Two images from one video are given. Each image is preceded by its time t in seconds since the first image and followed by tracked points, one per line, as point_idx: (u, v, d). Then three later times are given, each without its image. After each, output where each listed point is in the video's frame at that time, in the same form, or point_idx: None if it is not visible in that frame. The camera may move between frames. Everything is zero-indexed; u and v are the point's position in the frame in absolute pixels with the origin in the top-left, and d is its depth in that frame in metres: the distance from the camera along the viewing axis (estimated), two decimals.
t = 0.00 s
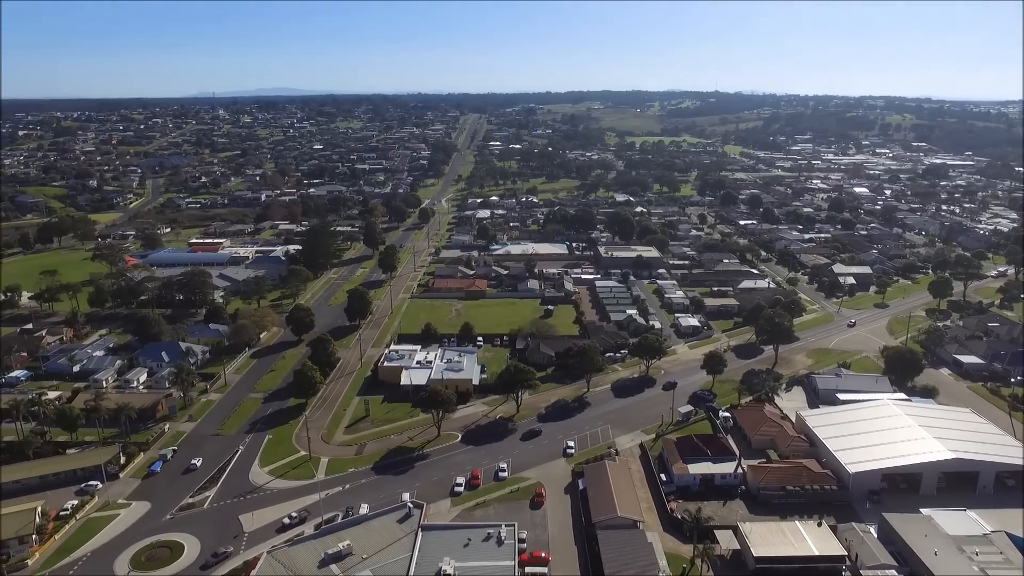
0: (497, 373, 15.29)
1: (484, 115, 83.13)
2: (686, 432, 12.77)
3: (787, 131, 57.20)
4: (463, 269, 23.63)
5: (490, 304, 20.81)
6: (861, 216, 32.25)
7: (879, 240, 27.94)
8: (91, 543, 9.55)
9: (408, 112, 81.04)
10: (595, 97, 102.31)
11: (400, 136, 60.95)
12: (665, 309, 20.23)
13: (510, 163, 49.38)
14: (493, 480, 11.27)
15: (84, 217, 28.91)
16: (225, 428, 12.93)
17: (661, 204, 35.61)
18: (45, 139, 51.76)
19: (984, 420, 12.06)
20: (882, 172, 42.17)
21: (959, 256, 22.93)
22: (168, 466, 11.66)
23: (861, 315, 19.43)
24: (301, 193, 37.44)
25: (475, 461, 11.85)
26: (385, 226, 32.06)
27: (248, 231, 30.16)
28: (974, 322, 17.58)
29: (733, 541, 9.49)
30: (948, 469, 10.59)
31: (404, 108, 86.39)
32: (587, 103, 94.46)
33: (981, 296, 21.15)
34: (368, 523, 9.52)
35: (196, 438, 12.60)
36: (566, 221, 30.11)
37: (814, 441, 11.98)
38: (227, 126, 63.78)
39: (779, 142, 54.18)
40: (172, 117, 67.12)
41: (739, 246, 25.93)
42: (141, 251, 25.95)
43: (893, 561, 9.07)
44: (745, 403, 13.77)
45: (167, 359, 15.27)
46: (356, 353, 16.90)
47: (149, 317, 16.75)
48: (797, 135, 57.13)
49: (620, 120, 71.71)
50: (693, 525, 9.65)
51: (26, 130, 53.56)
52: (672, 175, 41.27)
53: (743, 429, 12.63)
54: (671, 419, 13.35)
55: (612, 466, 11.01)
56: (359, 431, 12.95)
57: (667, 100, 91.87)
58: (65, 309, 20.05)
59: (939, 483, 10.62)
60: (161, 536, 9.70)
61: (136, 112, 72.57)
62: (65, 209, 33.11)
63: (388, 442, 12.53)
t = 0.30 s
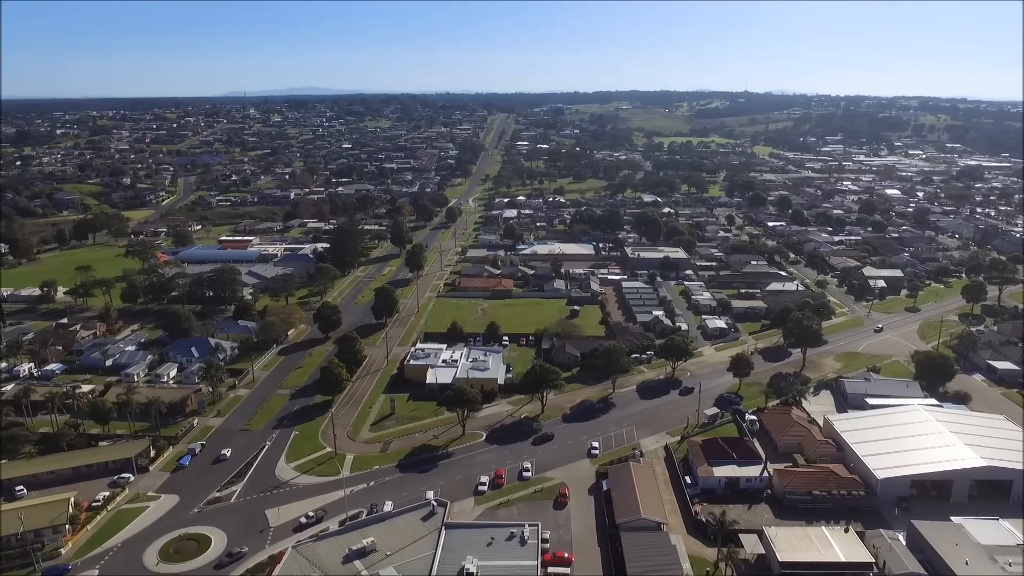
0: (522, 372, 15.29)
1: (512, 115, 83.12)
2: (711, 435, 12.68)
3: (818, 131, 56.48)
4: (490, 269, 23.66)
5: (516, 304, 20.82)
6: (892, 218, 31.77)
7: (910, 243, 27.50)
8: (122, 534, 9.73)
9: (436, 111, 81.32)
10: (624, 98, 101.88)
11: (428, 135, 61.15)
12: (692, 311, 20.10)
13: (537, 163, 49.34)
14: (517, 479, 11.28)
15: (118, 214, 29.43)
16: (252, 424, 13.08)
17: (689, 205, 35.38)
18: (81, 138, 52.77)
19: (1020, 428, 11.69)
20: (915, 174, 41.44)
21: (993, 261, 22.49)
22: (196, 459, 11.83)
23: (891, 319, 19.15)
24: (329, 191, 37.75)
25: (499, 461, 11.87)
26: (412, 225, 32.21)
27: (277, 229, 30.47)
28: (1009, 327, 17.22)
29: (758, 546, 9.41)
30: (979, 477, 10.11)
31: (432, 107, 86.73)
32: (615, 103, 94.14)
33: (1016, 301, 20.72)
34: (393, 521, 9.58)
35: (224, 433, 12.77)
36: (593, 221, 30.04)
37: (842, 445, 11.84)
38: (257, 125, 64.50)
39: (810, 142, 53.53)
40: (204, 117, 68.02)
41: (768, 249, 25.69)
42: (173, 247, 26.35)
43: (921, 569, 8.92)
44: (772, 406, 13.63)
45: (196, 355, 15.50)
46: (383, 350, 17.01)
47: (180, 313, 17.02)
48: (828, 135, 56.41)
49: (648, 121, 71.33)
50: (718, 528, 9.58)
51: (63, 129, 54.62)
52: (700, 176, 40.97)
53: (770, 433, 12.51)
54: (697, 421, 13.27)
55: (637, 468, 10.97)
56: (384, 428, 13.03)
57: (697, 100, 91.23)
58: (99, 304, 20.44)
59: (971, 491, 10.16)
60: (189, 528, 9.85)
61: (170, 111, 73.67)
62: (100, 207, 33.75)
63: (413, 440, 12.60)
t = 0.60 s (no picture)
0: (539, 374, 15.29)
1: (530, 116, 83.13)
2: (728, 438, 12.61)
3: (838, 132, 55.98)
4: (507, 271, 23.68)
5: (533, 305, 20.82)
6: (913, 222, 31.44)
7: (932, 246, 27.21)
8: (140, 531, 9.83)
9: (454, 113, 81.51)
10: (642, 100, 101.60)
11: (446, 137, 61.31)
12: (709, 314, 20.01)
13: (555, 165, 49.30)
14: (532, 481, 11.28)
15: (139, 214, 29.75)
16: (270, 423, 13.17)
17: (707, 208, 35.23)
18: (105, 138, 53.44)
19: None
20: (937, 177, 40.87)
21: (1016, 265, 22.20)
22: (214, 458, 11.92)
23: (912, 323, 18.95)
24: (347, 193, 37.95)
25: (515, 462, 11.88)
26: (429, 226, 32.30)
27: (296, 229, 30.66)
28: None
29: (774, 551, 9.35)
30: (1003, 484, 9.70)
31: (450, 109, 86.97)
32: (633, 105, 93.90)
33: None
34: (409, 521, 9.61)
35: (241, 432, 12.85)
36: (610, 223, 29.98)
37: (861, 450, 11.75)
38: (277, 126, 64.99)
39: (830, 144, 53.08)
40: (225, 118, 68.61)
41: (787, 252, 25.52)
42: (193, 247, 26.60)
43: None
44: (791, 410, 13.53)
45: (215, 355, 15.64)
46: (400, 351, 17.07)
47: (199, 312, 17.19)
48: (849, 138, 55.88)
49: (667, 123, 71.08)
50: (734, 532, 9.53)
51: (87, 130, 55.34)
52: (719, 178, 40.75)
53: (787, 437, 12.42)
54: (713, 425, 13.20)
55: (653, 471, 10.94)
56: (400, 428, 13.07)
57: (715, 103, 90.77)
58: (120, 303, 20.67)
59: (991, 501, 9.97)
60: (206, 526, 9.93)
61: (191, 112, 74.37)
62: (122, 207, 34.16)
63: (429, 441, 12.63)
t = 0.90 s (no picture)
0: (558, 377, 15.27)
1: (551, 119, 83.06)
2: (748, 444, 12.52)
3: (863, 135, 55.34)
4: (527, 273, 23.68)
5: (552, 308, 20.81)
6: (939, 226, 31.02)
7: (957, 251, 26.84)
8: (162, 528, 9.93)
9: (476, 116, 81.69)
10: (663, 103, 101.22)
11: (467, 140, 61.42)
12: (730, 318, 19.88)
13: (576, 168, 49.25)
14: (550, 484, 11.26)
15: (164, 215, 30.12)
16: (290, 423, 13.26)
17: (728, 211, 35.04)
18: (131, 140, 54.17)
19: None
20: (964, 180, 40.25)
21: None
22: (234, 457, 12.02)
23: (936, 329, 18.71)
24: (368, 195, 38.15)
25: (533, 465, 11.87)
26: (450, 229, 32.39)
27: (317, 231, 30.87)
28: None
29: (794, 558, 9.24)
30: None
31: (472, 112, 87.23)
32: (655, 108, 93.55)
33: None
34: (426, 523, 9.62)
35: (262, 432, 12.96)
36: (631, 227, 29.88)
37: (883, 457, 11.60)
38: (300, 129, 65.50)
39: (854, 147, 52.53)
40: (248, 120, 69.28)
41: (809, 256, 25.30)
42: (216, 248, 26.88)
43: None
44: (812, 416, 13.41)
45: (237, 355, 15.79)
46: (419, 353, 17.13)
47: (221, 312, 17.36)
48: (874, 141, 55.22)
49: (688, 126, 70.74)
50: (753, 539, 9.45)
51: (113, 132, 56.11)
52: (740, 182, 40.50)
53: (808, 443, 12.31)
54: (733, 430, 13.11)
55: (672, 475, 10.87)
56: (419, 430, 13.12)
57: (737, 106, 90.19)
58: (144, 302, 20.91)
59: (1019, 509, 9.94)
60: (227, 525, 10.01)
61: (215, 114, 75.17)
62: (147, 208, 34.60)
63: (448, 443, 12.65)
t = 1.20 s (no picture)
0: (575, 380, 15.25)
1: (570, 122, 83.04)
2: (766, 449, 12.43)
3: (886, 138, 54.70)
4: (545, 276, 23.67)
5: (570, 311, 20.79)
6: (962, 231, 30.62)
7: (981, 256, 26.48)
8: (182, 526, 10.03)
9: (495, 119, 81.78)
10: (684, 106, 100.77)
11: (485, 142, 61.53)
12: (748, 322, 19.77)
13: (594, 171, 49.19)
14: (567, 487, 11.25)
15: (186, 216, 30.44)
16: (309, 423, 13.34)
17: (748, 215, 34.85)
18: (154, 142, 54.79)
19: None
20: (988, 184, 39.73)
21: None
22: (253, 457, 12.11)
23: (959, 335, 18.47)
24: (388, 197, 38.32)
25: (550, 468, 11.86)
26: (468, 231, 32.46)
27: (337, 233, 31.06)
28: None
29: (813, 564, 9.15)
30: None
31: (491, 115, 87.35)
32: (674, 111, 93.16)
33: None
34: (443, 525, 9.63)
35: (281, 431, 13.05)
36: (650, 230, 29.78)
37: (904, 465, 11.47)
38: (320, 131, 65.91)
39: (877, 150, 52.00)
40: (269, 122, 69.83)
41: (829, 260, 25.09)
42: (236, 249, 27.12)
43: None
44: (831, 422, 13.30)
45: (256, 355, 15.93)
46: (437, 355, 17.18)
47: (241, 313, 17.51)
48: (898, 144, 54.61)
49: (708, 129, 70.40)
50: (772, 545, 9.37)
51: (137, 134, 56.79)
52: (760, 185, 40.25)
53: (827, 449, 12.21)
54: (752, 435, 13.03)
55: (689, 480, 10.82)
56: (437, 431, 13.15)
57: (758, 108, 89.55)
58: (165, 302, 21.14)
59: None
60: (246, 523, 10.08)
61: (237, 116, 75.85)
62: (169, 209, 34.98)
63: (465, 445, 12.68)
